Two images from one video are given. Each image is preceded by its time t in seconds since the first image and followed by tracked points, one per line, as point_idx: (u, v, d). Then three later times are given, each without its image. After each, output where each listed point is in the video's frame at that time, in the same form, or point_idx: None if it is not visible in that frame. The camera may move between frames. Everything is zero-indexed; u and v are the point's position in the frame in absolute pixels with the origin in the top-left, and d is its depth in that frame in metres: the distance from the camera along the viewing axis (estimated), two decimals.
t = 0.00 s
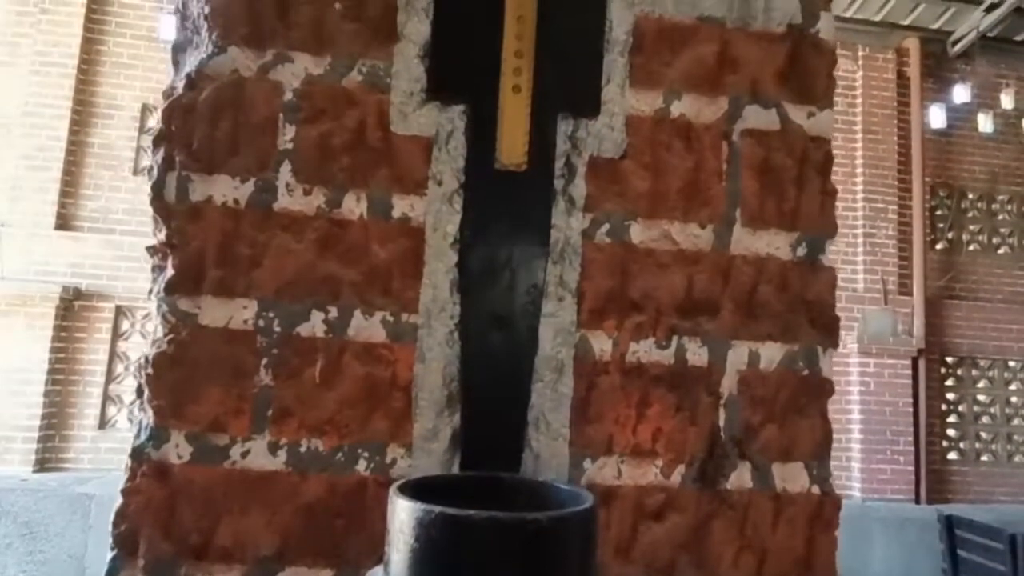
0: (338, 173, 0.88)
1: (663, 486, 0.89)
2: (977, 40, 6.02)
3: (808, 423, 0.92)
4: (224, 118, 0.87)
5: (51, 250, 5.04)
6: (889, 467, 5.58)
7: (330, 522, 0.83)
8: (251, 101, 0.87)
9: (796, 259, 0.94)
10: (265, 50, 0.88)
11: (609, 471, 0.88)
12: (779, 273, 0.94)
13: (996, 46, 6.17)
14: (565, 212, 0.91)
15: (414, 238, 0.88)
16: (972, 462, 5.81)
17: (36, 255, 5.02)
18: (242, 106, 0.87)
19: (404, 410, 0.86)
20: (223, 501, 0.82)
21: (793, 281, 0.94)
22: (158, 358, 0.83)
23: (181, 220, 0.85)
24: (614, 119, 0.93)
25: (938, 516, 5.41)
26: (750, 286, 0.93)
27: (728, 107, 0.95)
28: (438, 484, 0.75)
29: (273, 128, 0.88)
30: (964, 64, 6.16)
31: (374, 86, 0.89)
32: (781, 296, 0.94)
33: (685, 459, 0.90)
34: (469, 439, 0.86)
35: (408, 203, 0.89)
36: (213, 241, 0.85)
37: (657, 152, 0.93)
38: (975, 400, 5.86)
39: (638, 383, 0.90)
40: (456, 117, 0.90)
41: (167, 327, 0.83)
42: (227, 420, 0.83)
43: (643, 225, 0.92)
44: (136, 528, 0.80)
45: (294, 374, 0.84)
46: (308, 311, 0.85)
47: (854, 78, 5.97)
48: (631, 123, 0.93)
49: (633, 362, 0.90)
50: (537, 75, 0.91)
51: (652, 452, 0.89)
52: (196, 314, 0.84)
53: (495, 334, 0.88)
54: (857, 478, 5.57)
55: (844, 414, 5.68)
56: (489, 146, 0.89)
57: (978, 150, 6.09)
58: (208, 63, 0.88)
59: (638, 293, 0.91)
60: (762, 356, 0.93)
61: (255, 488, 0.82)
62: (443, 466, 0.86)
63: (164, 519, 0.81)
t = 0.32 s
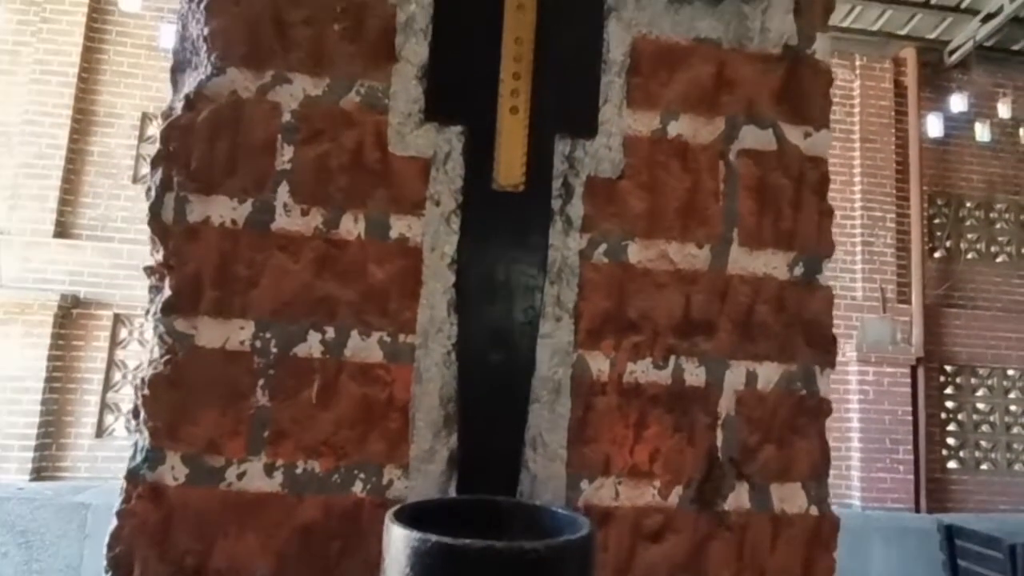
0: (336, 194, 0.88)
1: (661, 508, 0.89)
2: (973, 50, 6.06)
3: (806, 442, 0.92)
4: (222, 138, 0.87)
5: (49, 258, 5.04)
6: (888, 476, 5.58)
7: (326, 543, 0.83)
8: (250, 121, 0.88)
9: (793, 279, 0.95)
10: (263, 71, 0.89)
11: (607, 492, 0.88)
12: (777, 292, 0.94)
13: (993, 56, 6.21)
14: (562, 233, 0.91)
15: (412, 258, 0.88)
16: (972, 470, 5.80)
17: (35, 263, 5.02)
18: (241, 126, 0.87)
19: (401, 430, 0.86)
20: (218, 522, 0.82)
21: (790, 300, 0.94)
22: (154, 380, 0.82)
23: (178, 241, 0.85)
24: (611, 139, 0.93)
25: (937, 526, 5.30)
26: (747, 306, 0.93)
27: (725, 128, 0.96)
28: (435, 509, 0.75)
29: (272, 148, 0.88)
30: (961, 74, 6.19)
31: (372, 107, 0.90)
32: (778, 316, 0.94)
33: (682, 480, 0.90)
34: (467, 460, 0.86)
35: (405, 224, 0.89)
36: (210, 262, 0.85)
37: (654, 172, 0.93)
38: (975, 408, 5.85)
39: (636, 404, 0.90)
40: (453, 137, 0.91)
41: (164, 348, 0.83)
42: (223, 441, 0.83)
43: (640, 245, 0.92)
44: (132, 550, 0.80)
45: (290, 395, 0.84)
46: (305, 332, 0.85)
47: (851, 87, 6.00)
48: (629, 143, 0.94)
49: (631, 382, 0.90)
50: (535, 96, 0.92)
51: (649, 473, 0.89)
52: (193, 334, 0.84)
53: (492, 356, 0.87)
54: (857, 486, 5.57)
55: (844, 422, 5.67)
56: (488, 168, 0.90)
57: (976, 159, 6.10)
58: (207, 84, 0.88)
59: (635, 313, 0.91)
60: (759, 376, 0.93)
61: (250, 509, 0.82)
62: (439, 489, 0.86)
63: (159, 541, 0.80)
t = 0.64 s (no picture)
0: (336, 209, 0.88)
1: (661, 522, 0.89)
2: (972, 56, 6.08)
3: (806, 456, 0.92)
4: (221, 151, 0.87)
5: (50, 265, 5.05)
6: (890, 482, 5.57)
7: (325, 558, 0.83)
8: (250, 136, 0.88)
9: (793, 291, 0.95)
10: (262, 86, 0.89)
11: (607, 506, 0.88)
12: (776, 306, 0.94)
13: (992, 61, 6.22)
14: (562, 246, 0.91)
15: (411, 272, 0.88)
16: (974, 476, 5.79)
17: (35, 269, 5.03)
18: (240, 140, 0.88)
19: (400, 444, 0.86)
20: (217, 538, 0.81)
21: (789, 314, 0.94)
22: (154, 394, 0.82)
23: (178, 254, 0.85)
24: (610, 152, 0.94)
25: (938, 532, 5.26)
26: (747, 319, 0.93)
27: (724, 143, 0.96)
28: (435, 526, 0.75)
29: (272, 162, 0.88)
30: (959, 80, 6.22)
31: (371, 120, 0.90)
32: (777, 329, 0.94)
33: (682, 495, 0.89)
34: (467, 474, 0.85)
35: (405, 238, 0.89)
36: (209, 276, 0.85)
37: (652, 186, 0.94)
38: (976, 414, 5.84)
39: (635, 417, 0.89)
40: (452, 152, 0.91)
41: (163, 362, 0.83)
42: (222, 456, 0.83)
43: (640, 258, 0.92)
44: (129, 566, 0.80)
45: (289, 410, 0.84)
46: (304, 346, 0.85)
47: (850, 93, 6.02)
48: (628, 156, 0.94)
49: (631, 395, 0.90)
50: (534, 110, 0.92)
51: (649, 487, 0.89)
52: (192, 348, 0.84)
53: (491, 369, 0.87)
54: (858, 492, 5.55)
55: (845, 428, 5.65)
56: (487, 182, 0.90)
57: (975, 164, 6.11)
58: (207, 98, 0.88)
59: (635, 326, 0.91)
60: (759, 391, 0.93)
61: (249, 524, 0.82)
62: (438, 504, 0.86)
63: (157, 556, 0.80)
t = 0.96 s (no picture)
0: (339, 227, 0.88)
1: (663, 544, 0.88)
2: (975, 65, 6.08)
3: (810, 478, 0.92)
4: (225, 169, 0.87)
5: (54, 271, 5.07)
6: (894, 492, 5.54)
7: None
8: (254, 155, 0.88)
9: (796, 311, 0.94)
10: (267, 104, 0.89)
11: (610, 527, 0.88)
12: (779, 325, 0.94)
13: (995, 70, 6.22)
14: (564, 265, 0.91)
15: (413, 290, 0.88)
16: (978, 487, 5.75)
17: (39, 274, 5.04)
18: (244, 159, 0.88)
19: (402, 464, 0.85)
20: (217, 557, 0.81)
21: (792, 333, 0.94)
22: (156, 413, 0.82)
23: (180, 273, 0.85)
24: (613, 171, 0.94)
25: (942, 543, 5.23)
26: (750, 338, 0.93)
27: (727, 162, 0.96)
28: (436, 550, 0.74)
29: (275, 180, 0.88)
30: (962, 89, 6.22)
31: (374, 139, 0.90)
32: (780, 348, 0.93)
33: (685, 516, 0.89)
34: (469, 494, 0.85)
35: (408, 256, 0.89)
36: (213, 295, 0.85)
37: (656, 204, 0.94)
38: (980, 424, 5.82)
39: (638, 437, 0.89)
40: (455, 170, 0.91)
41: (165, 380, 0.83)
42: (224, 475, 0.82)
43: (643, 277, 0.92)
44: None
45: (291, 429, 0.84)
46: (307, 365, 0.85)
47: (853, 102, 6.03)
48: (631, 175, 0.94)
49: (634, 416, 0.90)
50: (537, 129, 0.92)
51: (651, 508, 0.88)
52: (195, 367, 0.84)
53: (493, 388, 0.87)
54: (862, 502, 5.51)
55: (848, 437, 5.62)
56: (490, 201, 0.90)
57: (978, 174, 6.10)
58: (211, 116, 0.88)
59: (638, 345, 0.91)
60: (763, 410, 0.92)
61: (250, 544, 0.82)
62: (439, 524, 0.85)
63: None
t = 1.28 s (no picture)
0: (340, 248, 0.88)
1: (666, 567, 0.87)
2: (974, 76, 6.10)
3: (814, 499, 0.91)
4: (228, 190, 0.88)
5: (54, 280, 5.07)
6: (896, 502, 5.51)
7: None
8: (255, 177, 0.88)
9: (799, 332, 0.94)
10: (269, 125, 0.89)
11: (611, 550, 0.87)
12: (780, 346, 0.93)
13: (994, 81, 6.24)
14: (566, 286, 0.91)
15: (415, 311, 0.88)
16: (980, 497, 5.73)
17: (39, 283, 5.04)
18: (245, 179, 0.88)
19: (402, 487, 0.85)
20: None
21: (794, 354, 0.94)
22: (155, 436, 0.82)
23: (181, 293, 0.85)
24: (615, 192, 0.94)
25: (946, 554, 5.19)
26: (752, 360, 0.92)
27: (728, 183, 0.96)
28: None
29: (277, 201, 0.88)
30: (962, 100, 6.23)
31: (377, 159, 0.90)
32: (782, 369, 0.93)
33: (687, 539, 0.88)
34: (469, 517, 0.85)
35: (409, 277, 0.89)
36: (213, 316, 0.85)
37: (657, 225, 0.94)
38: (982, 434, 5.80)
39: (639, 459, 0.89)
40: (457, 191, 0.91)
41: (165, 403, 0.83)
42: (224, 499, 0.82)
43: (645, 298, 0.92)
44: None
45: (291, 451, 0.83)
46: (308, 386, 0.85)
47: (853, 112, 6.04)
48: (633, 196, 0.94)
49: (636, 437, 0.89)
50: (539, 150, 0.92)
51: (654, 531, 0.88)
52: (195, 390, 0.84)
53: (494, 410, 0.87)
54: (863, 512, 5.48)
55: (849, 447, 5.60)
56: (491, 222, 0.90)
57: (977, 184, 6.11)
58: (213, 137, 0.88)
59: (641, 366, 0.90)
60: (765, 432, 0.92)
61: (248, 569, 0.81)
62: (439, 547, 0.85)
63: None
